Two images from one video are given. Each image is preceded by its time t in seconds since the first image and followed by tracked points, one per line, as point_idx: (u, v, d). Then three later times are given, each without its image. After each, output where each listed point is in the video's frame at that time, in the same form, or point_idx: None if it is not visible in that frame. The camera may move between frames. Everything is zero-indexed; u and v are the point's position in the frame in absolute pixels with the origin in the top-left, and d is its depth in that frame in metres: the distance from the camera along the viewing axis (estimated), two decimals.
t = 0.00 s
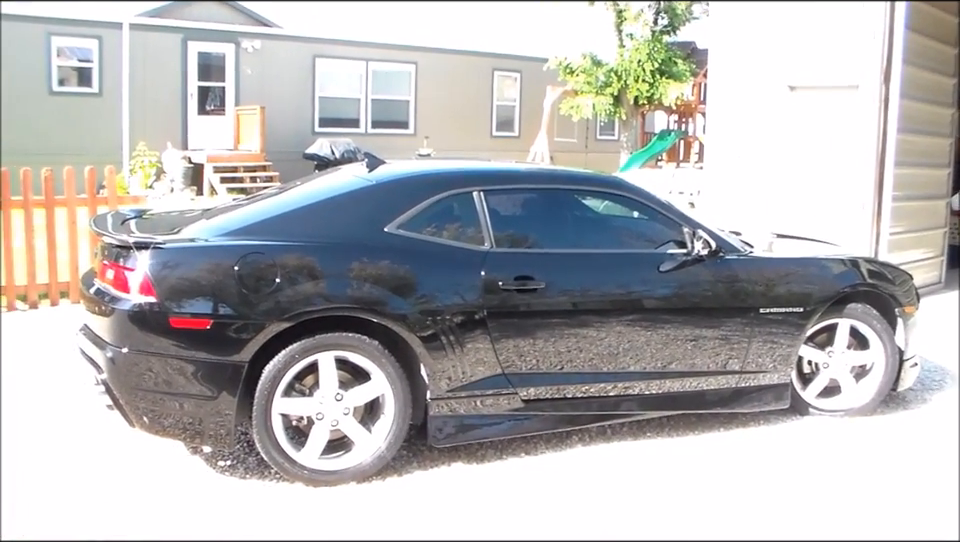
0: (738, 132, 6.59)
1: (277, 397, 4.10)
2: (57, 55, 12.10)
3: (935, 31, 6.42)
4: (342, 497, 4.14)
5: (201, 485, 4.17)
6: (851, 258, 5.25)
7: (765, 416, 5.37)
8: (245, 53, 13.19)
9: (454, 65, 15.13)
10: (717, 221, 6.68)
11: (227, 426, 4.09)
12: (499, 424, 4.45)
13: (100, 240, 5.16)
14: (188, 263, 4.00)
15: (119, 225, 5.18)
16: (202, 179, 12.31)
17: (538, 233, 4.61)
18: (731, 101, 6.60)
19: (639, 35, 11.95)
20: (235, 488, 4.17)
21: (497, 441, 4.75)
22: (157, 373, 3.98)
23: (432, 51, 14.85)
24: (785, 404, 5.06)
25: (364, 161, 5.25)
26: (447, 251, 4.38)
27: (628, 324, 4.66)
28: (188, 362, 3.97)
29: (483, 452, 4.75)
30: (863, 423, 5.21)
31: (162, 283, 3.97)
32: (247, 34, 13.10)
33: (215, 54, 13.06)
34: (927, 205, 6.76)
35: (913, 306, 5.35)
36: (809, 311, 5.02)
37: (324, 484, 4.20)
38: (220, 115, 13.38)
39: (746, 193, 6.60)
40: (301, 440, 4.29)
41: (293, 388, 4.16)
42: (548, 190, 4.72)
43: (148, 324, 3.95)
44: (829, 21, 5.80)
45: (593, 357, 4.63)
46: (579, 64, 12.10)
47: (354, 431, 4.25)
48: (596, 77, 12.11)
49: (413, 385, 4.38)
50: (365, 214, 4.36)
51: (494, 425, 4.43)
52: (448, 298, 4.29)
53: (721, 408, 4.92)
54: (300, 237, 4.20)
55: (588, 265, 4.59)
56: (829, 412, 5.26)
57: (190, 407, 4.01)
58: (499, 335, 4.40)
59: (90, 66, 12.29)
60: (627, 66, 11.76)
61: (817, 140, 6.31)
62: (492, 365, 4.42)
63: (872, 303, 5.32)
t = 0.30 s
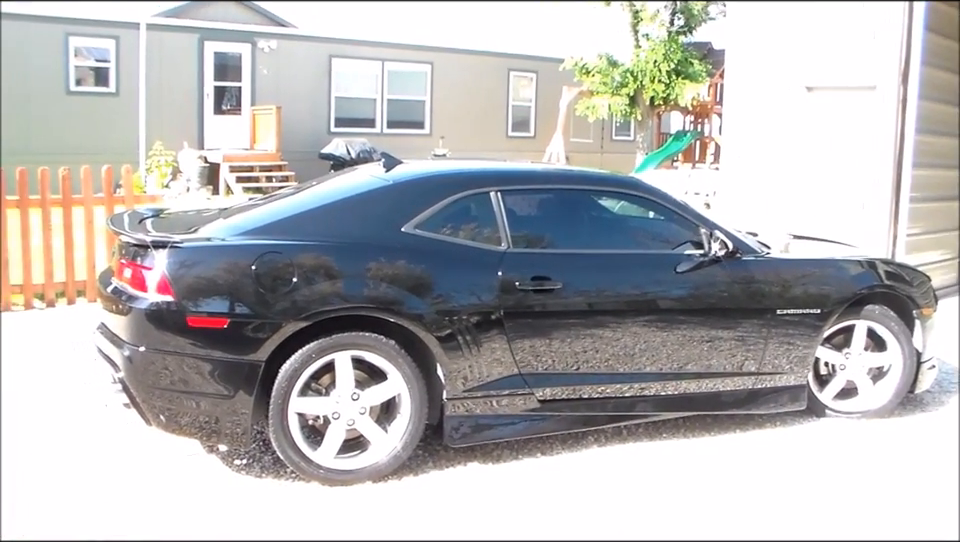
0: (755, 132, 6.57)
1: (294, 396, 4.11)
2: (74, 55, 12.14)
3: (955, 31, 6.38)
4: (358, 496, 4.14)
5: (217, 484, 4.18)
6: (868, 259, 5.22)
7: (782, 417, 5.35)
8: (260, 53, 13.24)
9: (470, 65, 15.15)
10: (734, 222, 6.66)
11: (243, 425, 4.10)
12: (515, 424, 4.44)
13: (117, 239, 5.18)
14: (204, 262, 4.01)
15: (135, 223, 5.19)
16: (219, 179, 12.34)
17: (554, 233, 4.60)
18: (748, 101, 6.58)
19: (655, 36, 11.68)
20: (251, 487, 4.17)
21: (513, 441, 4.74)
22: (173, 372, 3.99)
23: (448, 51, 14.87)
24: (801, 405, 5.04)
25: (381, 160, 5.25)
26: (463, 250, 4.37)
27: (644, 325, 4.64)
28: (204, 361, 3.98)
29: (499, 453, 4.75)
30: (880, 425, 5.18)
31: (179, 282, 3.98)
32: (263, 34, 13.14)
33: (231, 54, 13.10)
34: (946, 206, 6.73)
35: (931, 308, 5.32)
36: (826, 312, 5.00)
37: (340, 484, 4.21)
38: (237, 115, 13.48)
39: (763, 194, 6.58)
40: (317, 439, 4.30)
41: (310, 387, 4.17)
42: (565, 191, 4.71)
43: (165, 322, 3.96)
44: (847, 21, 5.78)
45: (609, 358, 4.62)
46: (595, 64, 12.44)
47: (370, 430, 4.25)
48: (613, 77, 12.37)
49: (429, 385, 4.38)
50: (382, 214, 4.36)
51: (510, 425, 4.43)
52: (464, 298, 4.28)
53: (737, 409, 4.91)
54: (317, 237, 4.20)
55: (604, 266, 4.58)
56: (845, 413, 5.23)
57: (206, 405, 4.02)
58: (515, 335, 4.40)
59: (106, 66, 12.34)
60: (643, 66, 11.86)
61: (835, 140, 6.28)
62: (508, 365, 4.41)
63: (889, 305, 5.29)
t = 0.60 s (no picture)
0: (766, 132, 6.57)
1: (305, 395, 4.11)
2: (85, 54, 12.15)
3: None
4: (369, 495, 4.14)
5: (228, 482, 4.18)
6: (879, 259, 5.21)
7: (793, 418, 5.33)
8: (271, 51, 13.27)
9: (481, 65, 15.17)
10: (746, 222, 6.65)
11: (254, 424, 4.09)
12: (526, 423, 4.43)
13: (128, 237, 5.19)
14: (216, 260, 4.02)
15: (147, 221, 5.20)
16: (230, 177, 12.35)
17: (566, 233, 4.60)
18: (760, 101, 6.59)
19: (666, 35, 11.83)
20: (262, 485, 4.17)
21: (523, 440, 4.74)
22: (184, 370, 3.99)
23: (459, 51, 14.88)
24: (813, 406, 5.02)
25: (391, 160, 5.24)
26: (475, 250, 4.37)
27: (655, 324, 4.64)
28: (216, 359, 3.98)
29: (509, 452, 4.74)
30: (891, 425, 5.16)
31: (190, 281, 3.99)
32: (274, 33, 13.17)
33: (242, 53, 13.13)
34: (959, 205, 6.71)
35: (943, 308, 5.31)
36: (838, 312, 4.99)
37: (350, 483, 4.20)
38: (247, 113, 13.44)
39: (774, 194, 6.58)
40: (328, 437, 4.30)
41: (322, 386, 4.16)
42: (576, 190, 4.71)
43: (176, 320, 3.97)
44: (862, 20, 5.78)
45: (620, 357, 4.61)
46: (606, 64, 12.22)
47: (381, 429, 4.24)
48: (623, 76, 12.17)
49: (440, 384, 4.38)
50: (394, 213, 4.36)
51: (520, 424, 4.42)
52: (476, 298, 4.28)
53: (747, 409, 4.90)
54: (330, 236, 4.20)
55: (616, 266, 4.57)
56: (857, 414, 5.21)
57: (217, 404, 4.02)
58: (526, 335, 4.40)
59: (118, 65, 12.35)
60: (654, 66, 11.76)
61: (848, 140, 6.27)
62: (519, 364, 4.41)
63: (900, 305, 5.27)
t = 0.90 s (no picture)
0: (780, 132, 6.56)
1: (319, 394, 4.11)
2: (99, 53, 12.15)
3: None
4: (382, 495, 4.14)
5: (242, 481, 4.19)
6: (894, 259, 5.18)
7: (807, 418, 5.32)
8: (284, 51, 13.30)
9: (493, 64, 15.16)
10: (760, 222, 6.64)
11: (268, 422, 4.10)
12: (539, 422, 4.43)
13: (142, 235, 5.19)
14: (230, 259, 4.02)
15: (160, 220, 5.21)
16: (242, 176, 12.37)
17: (579, 232, 4.59)
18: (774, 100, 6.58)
19: (679, 35, 11.67)
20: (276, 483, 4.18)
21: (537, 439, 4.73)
22: (198, 368, 4.00)
23: (471, 50, 14.86)
24: (826, 406, 5.01)
25: (405, 159, 5.24)
26: (489, 249, 4.37)
27: (668, 324, 4.63)
28: (230, 358, 3.99)
29: (523, 452, 4.74)
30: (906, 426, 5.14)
31: (204, 280, 3.99)
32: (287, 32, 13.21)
33: (255, 52, 13.17)
34: None
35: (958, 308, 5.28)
36: (852, 312, 4.97)
37: (363, 482, 4.21)
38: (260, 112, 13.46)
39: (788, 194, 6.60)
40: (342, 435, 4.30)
41: (335, 385, 4.17)
42: (589, 190, 4.70)
43: (190, 319, 3.97)
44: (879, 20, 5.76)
45: (633, 357, 4.61)
46: (618, 63, 12.44)
47: (395, 428, 4.24)
48: (635, 76, 12.30)
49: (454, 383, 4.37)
50: (408, 212, 4.36)
51: (533, 423, 4.42)
52: (489, 298, 4.27)
53: (760, 409, 4.88)
54: (343, 235, 4.20)
55: (629, 266, 4.56)
56: (871, 415, 5.19)
57: (232, 402, 4.03)
58: (539, 334, 4.39)
59: (131, 64, 12.35)
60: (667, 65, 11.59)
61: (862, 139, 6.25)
62: (534, 364, 4.40)
63: (915, 305, 5.25)
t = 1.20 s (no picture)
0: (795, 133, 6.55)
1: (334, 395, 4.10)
2: (114, 53, 12.17)
3: None
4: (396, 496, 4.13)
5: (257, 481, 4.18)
6: (910, 262, 5.16)
7: (822, 421, 5.30)
8: (298, 51, 13.28)
9: (508, 65, 15.19)
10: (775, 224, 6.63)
11: (283, 423, 4.10)
12: (554, 424, 4.42)
13: (157, 235, 5.20)
14: (246, 259, 4.02)
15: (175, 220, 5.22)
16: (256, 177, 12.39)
17: (594, 233, 4.58)
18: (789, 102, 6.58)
19: (692, 36, 11.79)
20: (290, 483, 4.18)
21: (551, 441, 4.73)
22: (213, 368, 4.00)
23: (486, 51, 14.89)
24: (841, 409, 4.99)
25: (421, 160, 5.23)
26: (505, 250, 4.36)
27: (683, 326, 4.61)
28: (245, 359, 3.99)
29: (538, 453, 4.74)
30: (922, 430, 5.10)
31: (220, 280, 4.00)
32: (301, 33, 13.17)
33: (269, 53, 13.17)
34: None
35: None
36: (867, 315, 4.95)
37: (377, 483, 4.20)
38: (274, 112, 13.48)
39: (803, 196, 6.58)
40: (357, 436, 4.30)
41: (350, 385, 4.16)
42: (604, 191, 4.69)
43: (205, 319, 3.98)
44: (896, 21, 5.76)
45: (648, 359, 4.59)
46: (632, 64, 12.21)
47: (409, 429, 4.24)
48: (649, 77, 12.17)
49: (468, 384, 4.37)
50: (423, 213, 4.36)
51: (548, 425, 4.41)
52: (505, 299, 4.27)
53: (775, 412, 4.87)
54: (359, 236, 4.20)
55: (644, 268, 4.55)
56: (886, 418, 5.15)
57: (247, 403, 4.03)
58: (554, 336, 4.38)
59: (145, 65, 12.37)
60: (680, 67, 11.82)
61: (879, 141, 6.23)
62: (549, 365, 4.40)
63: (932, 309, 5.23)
